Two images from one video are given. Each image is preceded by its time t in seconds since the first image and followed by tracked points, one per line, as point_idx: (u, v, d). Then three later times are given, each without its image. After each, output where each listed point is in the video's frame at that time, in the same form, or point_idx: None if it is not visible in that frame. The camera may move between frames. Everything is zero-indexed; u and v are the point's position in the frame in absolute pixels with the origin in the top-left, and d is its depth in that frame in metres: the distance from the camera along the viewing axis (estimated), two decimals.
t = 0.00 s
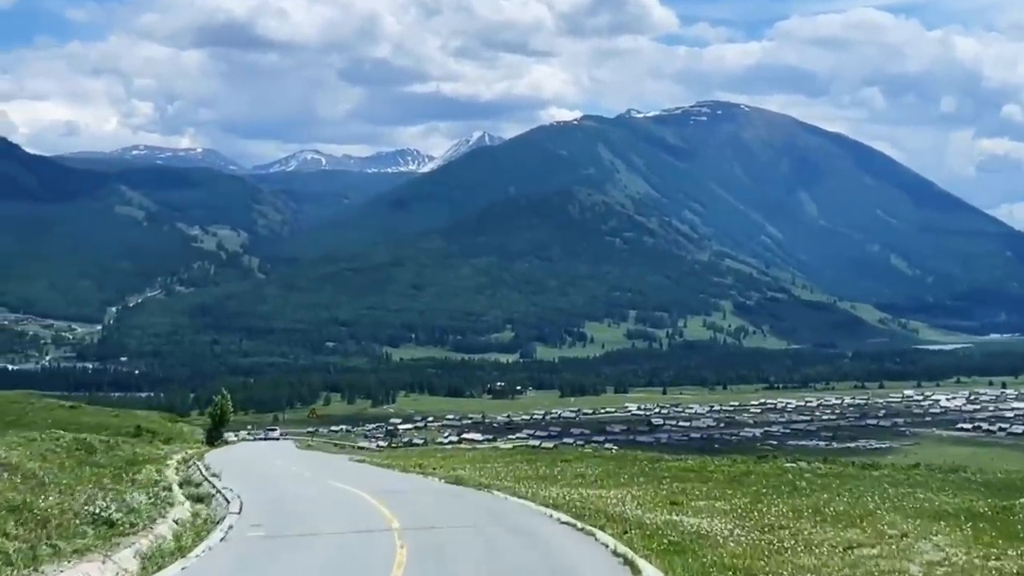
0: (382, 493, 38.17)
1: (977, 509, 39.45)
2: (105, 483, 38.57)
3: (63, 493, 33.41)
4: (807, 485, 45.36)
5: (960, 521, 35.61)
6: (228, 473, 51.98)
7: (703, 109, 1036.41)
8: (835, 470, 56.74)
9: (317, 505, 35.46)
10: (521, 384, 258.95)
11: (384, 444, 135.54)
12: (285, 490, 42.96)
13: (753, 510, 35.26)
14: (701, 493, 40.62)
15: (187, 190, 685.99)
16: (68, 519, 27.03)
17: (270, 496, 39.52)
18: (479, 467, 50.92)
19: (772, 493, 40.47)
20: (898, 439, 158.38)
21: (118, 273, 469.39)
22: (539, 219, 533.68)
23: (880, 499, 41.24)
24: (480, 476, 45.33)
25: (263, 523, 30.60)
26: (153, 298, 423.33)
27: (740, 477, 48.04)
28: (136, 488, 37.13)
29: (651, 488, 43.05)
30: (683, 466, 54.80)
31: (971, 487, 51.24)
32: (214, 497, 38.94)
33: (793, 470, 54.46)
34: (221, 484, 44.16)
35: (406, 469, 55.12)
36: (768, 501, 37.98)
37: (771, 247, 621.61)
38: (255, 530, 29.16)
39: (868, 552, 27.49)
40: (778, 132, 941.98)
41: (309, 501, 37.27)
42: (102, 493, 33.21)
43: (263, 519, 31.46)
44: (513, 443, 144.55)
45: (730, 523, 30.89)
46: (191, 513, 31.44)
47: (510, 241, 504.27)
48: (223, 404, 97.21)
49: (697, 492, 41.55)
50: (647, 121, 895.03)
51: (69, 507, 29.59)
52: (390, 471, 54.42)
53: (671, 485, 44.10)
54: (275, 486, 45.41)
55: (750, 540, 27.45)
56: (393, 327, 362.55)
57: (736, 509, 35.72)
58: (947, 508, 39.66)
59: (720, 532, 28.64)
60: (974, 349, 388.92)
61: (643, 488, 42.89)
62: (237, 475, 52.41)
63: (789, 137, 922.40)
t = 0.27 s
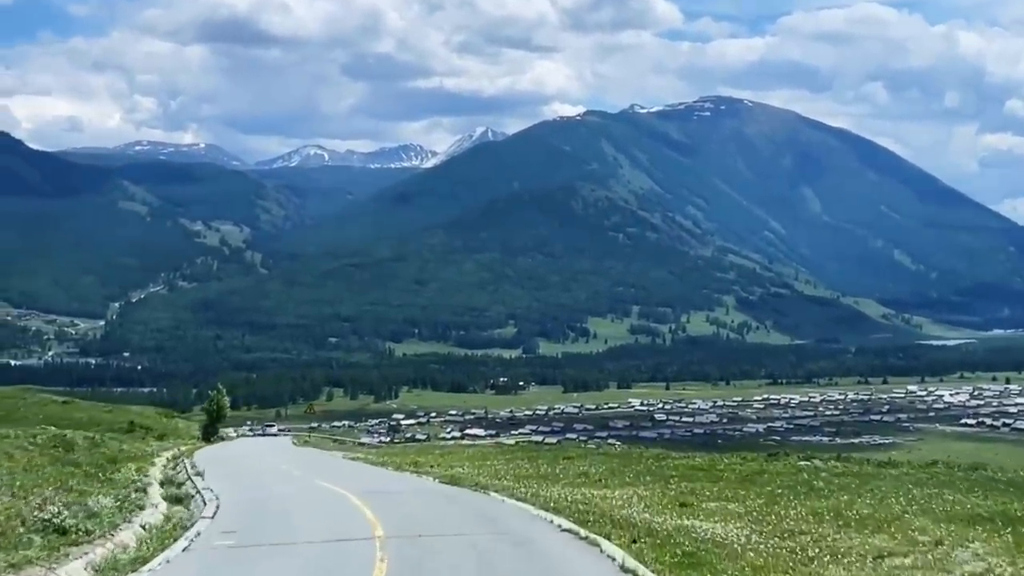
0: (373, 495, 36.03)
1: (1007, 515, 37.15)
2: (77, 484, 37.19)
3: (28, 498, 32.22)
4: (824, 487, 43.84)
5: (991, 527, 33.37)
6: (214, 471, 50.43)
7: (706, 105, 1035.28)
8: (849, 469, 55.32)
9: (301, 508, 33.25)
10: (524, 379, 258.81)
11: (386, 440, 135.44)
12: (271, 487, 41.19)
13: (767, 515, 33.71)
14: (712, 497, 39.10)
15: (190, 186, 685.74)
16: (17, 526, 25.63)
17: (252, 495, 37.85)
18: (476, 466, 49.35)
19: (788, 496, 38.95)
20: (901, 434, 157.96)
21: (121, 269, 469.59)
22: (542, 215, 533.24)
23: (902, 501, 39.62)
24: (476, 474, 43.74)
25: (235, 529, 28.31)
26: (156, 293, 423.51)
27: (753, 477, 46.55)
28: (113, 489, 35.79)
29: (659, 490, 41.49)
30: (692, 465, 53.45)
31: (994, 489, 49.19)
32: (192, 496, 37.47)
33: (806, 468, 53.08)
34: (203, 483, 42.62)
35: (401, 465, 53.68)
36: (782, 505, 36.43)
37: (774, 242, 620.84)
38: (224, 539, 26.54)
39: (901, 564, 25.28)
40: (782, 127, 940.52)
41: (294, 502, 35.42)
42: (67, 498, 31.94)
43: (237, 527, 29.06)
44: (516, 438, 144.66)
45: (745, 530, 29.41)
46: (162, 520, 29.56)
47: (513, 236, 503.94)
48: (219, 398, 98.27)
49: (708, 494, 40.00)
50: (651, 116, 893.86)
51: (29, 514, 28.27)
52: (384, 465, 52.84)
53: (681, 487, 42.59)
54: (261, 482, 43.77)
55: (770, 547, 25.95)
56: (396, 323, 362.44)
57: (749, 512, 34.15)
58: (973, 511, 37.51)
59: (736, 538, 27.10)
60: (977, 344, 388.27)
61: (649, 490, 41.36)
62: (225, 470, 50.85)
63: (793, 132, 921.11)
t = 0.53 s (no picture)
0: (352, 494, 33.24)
1: None
2: (36, 485, 34.88)
3: None
4: (847, 486, 39.87)
5: None
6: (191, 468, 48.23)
7: (705, 98, 1034.10)
8: (873, 465, 51.35)
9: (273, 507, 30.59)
10: (523, 373, 258.32)
11: (382, 433, 134.83)
12: (244, 487, 38.69)
13: (783, 517, 29.57)
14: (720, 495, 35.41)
15: (188, 179, 684.86)
16: None
17: (225, 495, 35.39)
18: (468, 463, 46.51)
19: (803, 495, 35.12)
20: (900, 428, 157.15)
21: (119, 262, 468.95)
22: (540, 208, 532.36)
23: (928, 500, 35.66)
24: (464, 469, 40.76)
25: (196, 536, 25.08)
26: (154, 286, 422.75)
27: (766, 476, 42.74)
28: (80, 490, 34.63)
29: (662, 487, 37.88)
30: (702, 463, 49.71)
31: None
32: (164, 497, 35.90)
33: (822, 466, 49.15)
34: (177, 484, 40.39)
35: (386, 462, 51.20)
36: (798, 505, 32.54)
37: (773, 236, 620.04)
38: (176, 549, 23.07)
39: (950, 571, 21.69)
40: (781, 120, 939.61)
41: (268, 502, 32.77)
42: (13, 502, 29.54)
43: (198, 532, 25.92)
44: (513, 431, 144.04)
45: (760, 536, 25.06)
46: (128, 527, 27.50)
47: (512, 230, 503.19)
48: (210, 391, 98.04)
49: (713, 493, 36.21)
50: (650, 110, 892.82)
51: None
52: (370, 462, 50.34)
53: (686, 486, 38.80)
54: (234, 482, 41.11)
55: (792, 556, 21.92)
56: (394, 316, 361.82)
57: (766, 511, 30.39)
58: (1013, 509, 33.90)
59: (749, 546, 23.16)
60: (975, 337, 387.80)
61: (650, 487, 37.61)
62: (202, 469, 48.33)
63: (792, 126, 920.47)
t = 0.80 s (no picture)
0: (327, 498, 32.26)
1: None
2: None
3: None
4: (858, 485, 38.13)
5: None
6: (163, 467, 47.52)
7: (698, 92, 1033.88)
8: (879, 463, 49.71)
9: (236, 514, 29.80)
10: (516, 368, 258.29)
11: (374, 428, 134.67)
12: (212, 490, 37.82)
13: (795, 522, 27.62)
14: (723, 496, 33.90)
15: (181, 173, 683.23)
16: None
17: (195, 499, 34.58)
18: (457, 463, 45.04)
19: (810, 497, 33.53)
20: (893, 423, 157.38)
21: (111, 256, 467.85)
22: (533, 202, 532.01)
23: (944, 502, 33.86)
24: (451, 469, 39.64)
25: (152, 550, 23.61)
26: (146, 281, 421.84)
27: (771, 477, 41.00)
28: (41, 494, 34.27)
29: (662, 490, 36.31)
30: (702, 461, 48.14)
31: None
32: (129, 501, 34.58)
33: (829, 464, 47.40)
34: (145, 485, 39.75)
35: (364, 460, 50.22)
36: (808, 509, 30.83)
37: (766, 231, 620.20)
38: (128, 567, 21.43)
39: None
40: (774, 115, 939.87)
41: (235, 506, 31.90)
42: None
43: (155, 543, 24.39)
44: (507, 426, 144.12)
45: (772, 546, 23.27)
46: (76, 535, 26.81)
47: (505, 224, 502.92)
48: (196, 386, 98.11)
49: (716, 496, 34.51)
50: (643, 104, 892.44)
51: None
52: (350, 462, 49.42)
53: (685, 487, 37.19)
54: (209, 483, 40.35)
55: (812, 572, 20.16)
56: (387, 310, 361.50)
57: (774, 515, 28.82)
58: None
59: (766, 558, 21.47)
60: (968, 332, 388.46)
61: (649, 490, 36.01)
62: (174, 468, 47.56)
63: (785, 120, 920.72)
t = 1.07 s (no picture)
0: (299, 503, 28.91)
1: None
2: None
3: None
4: (869, 490, 35.31)
5: None
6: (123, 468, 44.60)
7: (685, 87, 1035.16)
8: (890, 464, 46.82)
9: (195, 520, 26.23)
10: (503, 362, 258.17)
11: (360, 422, 134.29)
12: (172, 491, 34.71)
13: (806, 528, 24.99)
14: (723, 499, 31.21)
15: (167, 166, 680.77)
16: None
17: (157, 500, 31.78)
18: (437, 462, 42.69)
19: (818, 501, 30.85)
20: (882, 416, 157.68)
21: (98, 250, 465.85)
22: (521, 196, 531.19)
23: (963, 508, 30.98)
24: (431, 471, 36.83)
25: (87, 557, 20.62)
26: (132, 274, 419.97)
27: (774, 478, 38.31)
28: None
29: (658, 492, 33.52)
30: (699, 461, 45.42)
31: None
32: (79, 503, 32.02)
33: (833, 464, 44.66)
34: (102, 487, 36.59)
35: (337, 458, 47.24)
36: (821, 514, 27.95)
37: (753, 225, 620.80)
38: None
39: None
40: (761, 109, 940.88)
41: (196, 509, 28.59)
42: None
43: (96, 550, 21.60)
44: (494, 420, 143.55)
45: (785, 556, 20.62)
46: (2, 546, 22.77)
47: (493, 218, 502.40)
48: (176, 381, 97.70)
49: (717, 497, 31.96)
50: (631, 98, 892.54)
51: None
52: (324, 460, 46.42)
53: (683, 488, 34.48)
54: (172, 482, 37.96)
55: None
56: (375, 305, 360.62)
57: (781, 521, 26.02)
58: None
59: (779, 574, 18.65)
60: (954, 326, 389.25)
61: (645, 492, 33.45)
62: (137, 468, 44.55)
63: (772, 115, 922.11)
